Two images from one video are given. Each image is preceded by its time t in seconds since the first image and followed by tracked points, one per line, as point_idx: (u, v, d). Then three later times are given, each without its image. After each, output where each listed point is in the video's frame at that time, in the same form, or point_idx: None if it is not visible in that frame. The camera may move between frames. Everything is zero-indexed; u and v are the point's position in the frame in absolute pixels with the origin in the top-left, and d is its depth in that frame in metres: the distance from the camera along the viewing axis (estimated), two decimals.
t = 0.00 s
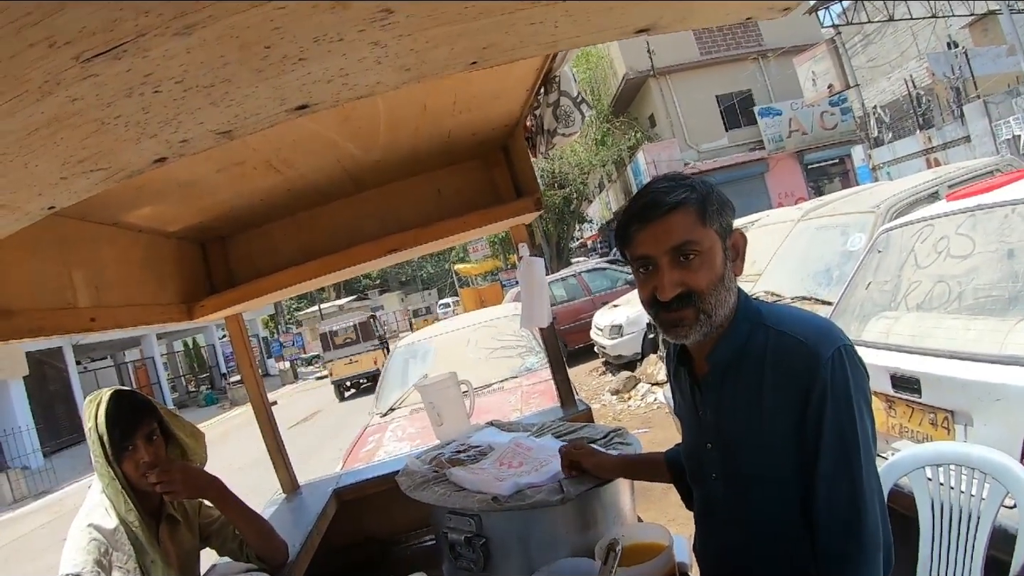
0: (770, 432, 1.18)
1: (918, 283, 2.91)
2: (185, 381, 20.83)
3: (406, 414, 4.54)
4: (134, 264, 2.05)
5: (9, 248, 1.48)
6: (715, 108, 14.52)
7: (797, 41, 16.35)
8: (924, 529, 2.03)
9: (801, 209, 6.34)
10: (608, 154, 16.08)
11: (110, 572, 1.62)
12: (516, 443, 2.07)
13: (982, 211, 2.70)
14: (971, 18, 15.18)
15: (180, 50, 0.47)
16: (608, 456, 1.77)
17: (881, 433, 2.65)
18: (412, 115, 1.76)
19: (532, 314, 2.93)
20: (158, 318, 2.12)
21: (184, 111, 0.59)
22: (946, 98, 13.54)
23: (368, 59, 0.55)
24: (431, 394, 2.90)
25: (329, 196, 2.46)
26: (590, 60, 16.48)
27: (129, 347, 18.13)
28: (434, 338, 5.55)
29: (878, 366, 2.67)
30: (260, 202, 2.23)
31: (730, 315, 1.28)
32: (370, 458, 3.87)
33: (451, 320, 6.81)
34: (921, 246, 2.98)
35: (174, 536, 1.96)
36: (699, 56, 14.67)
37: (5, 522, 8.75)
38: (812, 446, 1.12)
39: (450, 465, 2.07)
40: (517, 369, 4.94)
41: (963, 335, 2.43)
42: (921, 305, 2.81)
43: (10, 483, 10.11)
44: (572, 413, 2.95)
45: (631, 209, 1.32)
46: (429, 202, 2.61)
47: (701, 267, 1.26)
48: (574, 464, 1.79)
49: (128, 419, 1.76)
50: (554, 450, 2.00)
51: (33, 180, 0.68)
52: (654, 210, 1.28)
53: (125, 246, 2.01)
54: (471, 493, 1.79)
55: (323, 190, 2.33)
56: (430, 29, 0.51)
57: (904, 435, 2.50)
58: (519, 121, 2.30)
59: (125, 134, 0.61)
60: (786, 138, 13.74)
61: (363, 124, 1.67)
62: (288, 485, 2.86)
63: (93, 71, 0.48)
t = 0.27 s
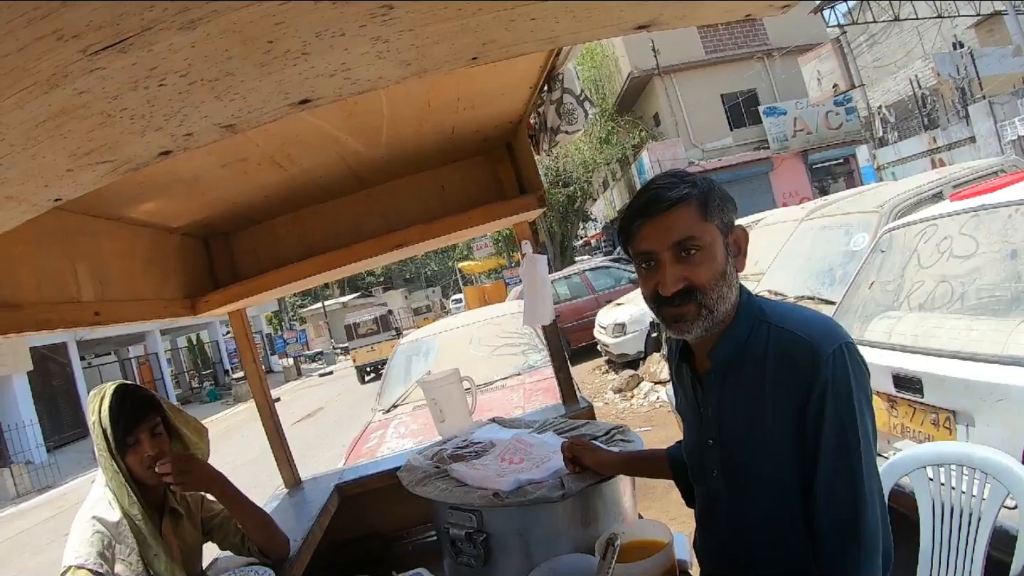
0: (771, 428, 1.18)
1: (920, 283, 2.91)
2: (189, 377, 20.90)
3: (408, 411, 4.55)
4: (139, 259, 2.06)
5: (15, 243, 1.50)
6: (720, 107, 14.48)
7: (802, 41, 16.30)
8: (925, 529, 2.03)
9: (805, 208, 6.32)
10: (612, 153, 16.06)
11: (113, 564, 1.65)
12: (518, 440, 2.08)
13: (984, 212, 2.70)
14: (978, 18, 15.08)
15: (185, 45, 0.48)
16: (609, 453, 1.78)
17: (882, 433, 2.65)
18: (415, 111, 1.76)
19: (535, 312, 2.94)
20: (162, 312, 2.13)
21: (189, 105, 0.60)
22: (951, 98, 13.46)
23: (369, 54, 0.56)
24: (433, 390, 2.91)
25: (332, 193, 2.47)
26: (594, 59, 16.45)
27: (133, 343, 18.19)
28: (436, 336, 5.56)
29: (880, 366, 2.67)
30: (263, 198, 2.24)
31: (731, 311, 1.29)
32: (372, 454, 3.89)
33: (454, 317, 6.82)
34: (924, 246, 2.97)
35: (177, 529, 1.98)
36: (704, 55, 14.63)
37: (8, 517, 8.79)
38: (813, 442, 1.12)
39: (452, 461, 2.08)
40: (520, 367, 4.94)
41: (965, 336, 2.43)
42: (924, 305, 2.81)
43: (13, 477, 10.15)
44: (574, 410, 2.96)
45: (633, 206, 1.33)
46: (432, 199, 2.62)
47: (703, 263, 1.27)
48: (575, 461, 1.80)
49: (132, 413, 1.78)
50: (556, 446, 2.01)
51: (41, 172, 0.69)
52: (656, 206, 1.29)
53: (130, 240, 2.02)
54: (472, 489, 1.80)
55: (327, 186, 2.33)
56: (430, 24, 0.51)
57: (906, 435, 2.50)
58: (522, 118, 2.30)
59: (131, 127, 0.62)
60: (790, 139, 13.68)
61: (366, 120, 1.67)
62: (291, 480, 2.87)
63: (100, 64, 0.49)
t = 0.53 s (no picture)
0: (770, 423, 1.20)
1: (921, 283, 2.93)
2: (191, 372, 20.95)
3: (410, 407, 4.57)
4: (146, 253, 2.08)
5: (25, 236, 1.52)
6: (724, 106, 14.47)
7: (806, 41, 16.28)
8: (923, 528, 2.05)
9: (808, 208, 6.33)
10: (616, 151, 16.06)
11: (118, 554, 1.66)
12: (520, 435, 2.10)
13: (986, 213, 2.71)
14: (983, 19, 15.03)
15: (208, 46, 0.49)
16: (610, 447, 1.80)
17: (882, 432, 2.66)
18: (421, 109, 1.78)
19: (537, 309, 2.95)
20: (168, 306, 2.15)
21: (209, 103, 0.62)
22: (956, 99, 13.40)
23: (383, 56, 0.57)
24: (436, 386, 2.93)
25: (337, 189, 2.48)
26: (599, 57, 16.43)
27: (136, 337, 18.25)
28: (438, 332, 5.59)
29: (880, 365, 2.69)
30: (269, 194, 2.26)
31: (733, 307, 1.30)
32: (375, 449, 3.91)
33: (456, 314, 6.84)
34: (926, 247, 2.98)
35: (181, 520, 2.00)
36: (708, 54, 14.60)
37: (11, 509, 8.84)
38: (812, 437, 1.14)
39: (454, 455, 2.10)
40: (522, 364, 4.96)
41: (966, 337, 2.44)
42: (925, 306, 2.83)
43: (17, 470, 10.20)
44: (576, 407, 2.98)
45: (637, 202, 1.34)
46: (437, 196, 2.63)
47: (705, 259, 1.28)
48: (577, 456, 1.82)
49: (137, 404, 1.80)
50: (557, 441, 2.03)
51: (63, 167, 0.71)
52: (659, 202, 1.30)
53: (137, 235, 2.04)
54: (474, 482, 1.83)
55: (332, 182, 2.35)
56: (442, 28, 0.53)
57: (906, 435, 2.51)
58: (526, 117, 2.32)
59: (152, 124, 0.64)
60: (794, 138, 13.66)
61: (373, 117, 1.69)
62: (294, 473, 2.90)
63: (127, 64, 0.50)
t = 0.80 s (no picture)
0: (760, 420, 1.24)
1: (911, 284, 2.98)
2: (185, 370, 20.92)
3: (406, 405, 4.60)
4: (147, 251, 2.10)
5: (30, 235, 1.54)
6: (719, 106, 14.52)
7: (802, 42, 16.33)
8: (910, 524, 2.08)
9: (801, 209, 6.38)
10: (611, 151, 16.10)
11: (118, 549, 1.70)
12: (516, 432, 2.14)
13: (975, 215, 2.75)
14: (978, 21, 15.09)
15: (235, 63, 0.52)
16: (603, 444, 1.83)
17: (871, 431, 2.70)
18: (420, 111, 1.81)
19: (533, 308, 2.99)
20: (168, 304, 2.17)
21: (229, 114, 0.64)
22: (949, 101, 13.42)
23: (395, 71, 0.60)
24: (433, 384, 2.96)
25: (336, 189, 2.51)
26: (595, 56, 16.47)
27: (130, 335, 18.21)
28: (434, 331, 5.62)
29: (869, 365, 2.73)
30: (270, 193, 2.28)
31: (724, 306, 1.34)
32: (371, 447, 3.94)
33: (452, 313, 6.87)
34: (916, 248, 3.03)
35: (181, 515, 2.03)
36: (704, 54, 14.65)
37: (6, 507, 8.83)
38: (799, 432, 1.17)
39: (451, 451, 2.13)
40: (517, 362, 5.00)
41: (955, 337, 2.49)
42: (914, 306, 2.88)
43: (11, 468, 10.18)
44: (570, 405, 3.02)
45: (631, 204, 1.38)
46: (435, 196, 2.66)
47: (696, 259, 1.32)
48: (572, 451, 1.86)
49: (130, 400, 1.81)
50: (552, 438, 2.06)
51: (86, 172, 0.73)
52: (652, 204, 1.34)
53: (139, 233, 2.07)
54: (471, 478, 1.85)
55: (331, 182, 2.38)
56: (452, 46, 0.56)
57: (895, 433, 2.55)
58: (523, 119, 2.35)
59: (175, 132, 0.66)
60: (790, 138, 13.82)
61: (373, 119, 1.72)
62: (292, 469, 2.93)
63: (157, 80, 0.53)
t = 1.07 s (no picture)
0: (753, 416, 1.28)
1: (902, 285, 3.03)
2: (179, 371, 20.84)
3: (403, 405, 4.62)
4: (151, 252, 2.13)
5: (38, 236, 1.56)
6: (713, 108, 14.61)
7: (795, 45, 16.43)
8: (902, 520, 2.12)
9: (794, 211, 6.44)
10: (605, 152, 16.17)
11: (123, 548, 1.72)
12: (514, 430, 2.17)
13: (964, 217, 2.81)
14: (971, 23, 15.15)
15: (274, 75, 0.56)
16: (600, 441, 1.86)
17: (863, 429, 2.74)
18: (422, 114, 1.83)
19: (530, 309, 3.02)
20: (171, 304, 2.19)
21: (261, 121, 0.68)
22: (943, 103, 13.26)
23: (418, 83, 0.64)
24: (431, 383, 2.99)
25: (336, 191, 2.54)
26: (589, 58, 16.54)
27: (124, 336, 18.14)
28: (429, 331, 5.65)
29: (861, 364, 2.78)
30: (273, 195, 2.31)
31: (718, 304, 1.38)
32: (368, 446, 3.97)
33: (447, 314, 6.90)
34: (907, 249, 3.09)
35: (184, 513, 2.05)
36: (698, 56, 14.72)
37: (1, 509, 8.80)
38: (791, 428, 1.21)
39: (451, 449, 2.16)
40: (512, 362, 5.03)
41: (946, 336, 2.53)
42: (905, 306, 2.93)
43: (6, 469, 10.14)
44: (567, 404, 3.06)
45: (628, 206, 1.42)
46: (433, 198, 2.69)
47: (690, 258, 1.35)
48: (570, 448, 1.89)
49: (126, 403, 1.82)
50: (550, 436, 2.10)
51: (119, 174, 0.76)
52: (647, 206, 1.37)
53: (141, 234, 2.09)
54: (471, 475, 1.87)
55: (332, 184, 2.41)
56: (472, 60, 0.60)
57: (886, 431, 2.60)
58: (521, 123, 2.39)
59: (208, 138, 0.70)
60: (783, 139, 13.93)
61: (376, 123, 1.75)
62: (292, 468, 2.95)
63: (202, 90, 0.56)
